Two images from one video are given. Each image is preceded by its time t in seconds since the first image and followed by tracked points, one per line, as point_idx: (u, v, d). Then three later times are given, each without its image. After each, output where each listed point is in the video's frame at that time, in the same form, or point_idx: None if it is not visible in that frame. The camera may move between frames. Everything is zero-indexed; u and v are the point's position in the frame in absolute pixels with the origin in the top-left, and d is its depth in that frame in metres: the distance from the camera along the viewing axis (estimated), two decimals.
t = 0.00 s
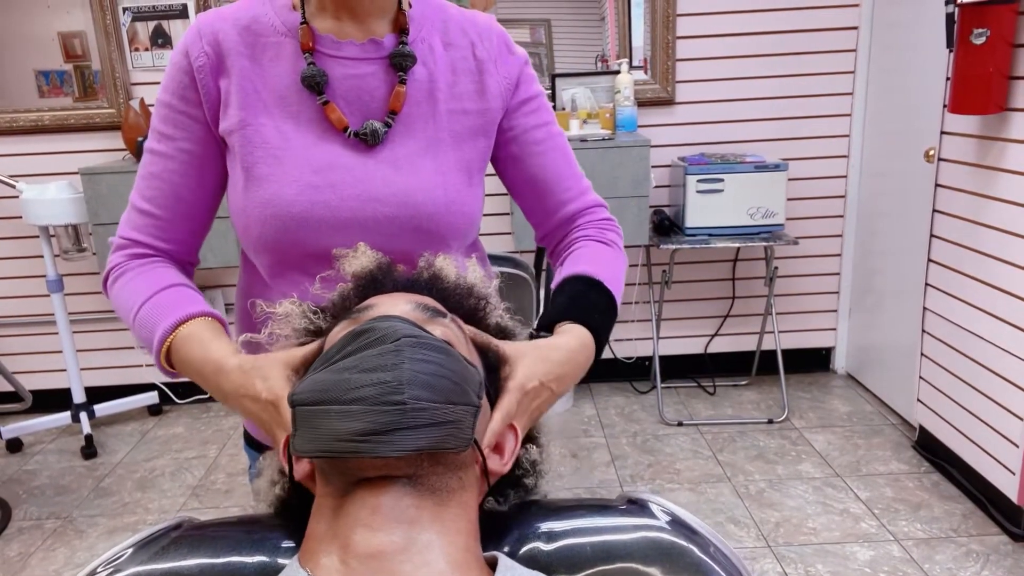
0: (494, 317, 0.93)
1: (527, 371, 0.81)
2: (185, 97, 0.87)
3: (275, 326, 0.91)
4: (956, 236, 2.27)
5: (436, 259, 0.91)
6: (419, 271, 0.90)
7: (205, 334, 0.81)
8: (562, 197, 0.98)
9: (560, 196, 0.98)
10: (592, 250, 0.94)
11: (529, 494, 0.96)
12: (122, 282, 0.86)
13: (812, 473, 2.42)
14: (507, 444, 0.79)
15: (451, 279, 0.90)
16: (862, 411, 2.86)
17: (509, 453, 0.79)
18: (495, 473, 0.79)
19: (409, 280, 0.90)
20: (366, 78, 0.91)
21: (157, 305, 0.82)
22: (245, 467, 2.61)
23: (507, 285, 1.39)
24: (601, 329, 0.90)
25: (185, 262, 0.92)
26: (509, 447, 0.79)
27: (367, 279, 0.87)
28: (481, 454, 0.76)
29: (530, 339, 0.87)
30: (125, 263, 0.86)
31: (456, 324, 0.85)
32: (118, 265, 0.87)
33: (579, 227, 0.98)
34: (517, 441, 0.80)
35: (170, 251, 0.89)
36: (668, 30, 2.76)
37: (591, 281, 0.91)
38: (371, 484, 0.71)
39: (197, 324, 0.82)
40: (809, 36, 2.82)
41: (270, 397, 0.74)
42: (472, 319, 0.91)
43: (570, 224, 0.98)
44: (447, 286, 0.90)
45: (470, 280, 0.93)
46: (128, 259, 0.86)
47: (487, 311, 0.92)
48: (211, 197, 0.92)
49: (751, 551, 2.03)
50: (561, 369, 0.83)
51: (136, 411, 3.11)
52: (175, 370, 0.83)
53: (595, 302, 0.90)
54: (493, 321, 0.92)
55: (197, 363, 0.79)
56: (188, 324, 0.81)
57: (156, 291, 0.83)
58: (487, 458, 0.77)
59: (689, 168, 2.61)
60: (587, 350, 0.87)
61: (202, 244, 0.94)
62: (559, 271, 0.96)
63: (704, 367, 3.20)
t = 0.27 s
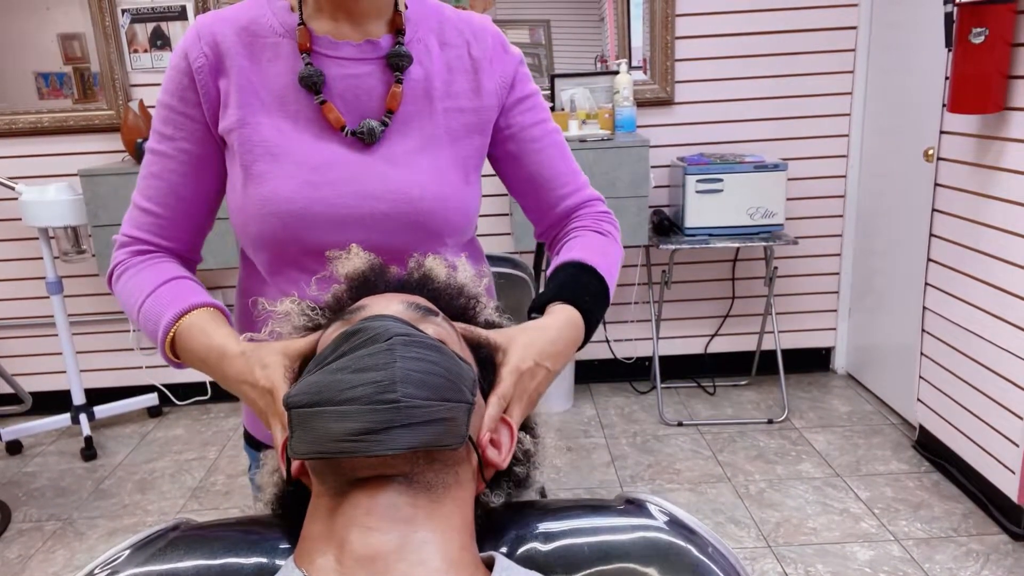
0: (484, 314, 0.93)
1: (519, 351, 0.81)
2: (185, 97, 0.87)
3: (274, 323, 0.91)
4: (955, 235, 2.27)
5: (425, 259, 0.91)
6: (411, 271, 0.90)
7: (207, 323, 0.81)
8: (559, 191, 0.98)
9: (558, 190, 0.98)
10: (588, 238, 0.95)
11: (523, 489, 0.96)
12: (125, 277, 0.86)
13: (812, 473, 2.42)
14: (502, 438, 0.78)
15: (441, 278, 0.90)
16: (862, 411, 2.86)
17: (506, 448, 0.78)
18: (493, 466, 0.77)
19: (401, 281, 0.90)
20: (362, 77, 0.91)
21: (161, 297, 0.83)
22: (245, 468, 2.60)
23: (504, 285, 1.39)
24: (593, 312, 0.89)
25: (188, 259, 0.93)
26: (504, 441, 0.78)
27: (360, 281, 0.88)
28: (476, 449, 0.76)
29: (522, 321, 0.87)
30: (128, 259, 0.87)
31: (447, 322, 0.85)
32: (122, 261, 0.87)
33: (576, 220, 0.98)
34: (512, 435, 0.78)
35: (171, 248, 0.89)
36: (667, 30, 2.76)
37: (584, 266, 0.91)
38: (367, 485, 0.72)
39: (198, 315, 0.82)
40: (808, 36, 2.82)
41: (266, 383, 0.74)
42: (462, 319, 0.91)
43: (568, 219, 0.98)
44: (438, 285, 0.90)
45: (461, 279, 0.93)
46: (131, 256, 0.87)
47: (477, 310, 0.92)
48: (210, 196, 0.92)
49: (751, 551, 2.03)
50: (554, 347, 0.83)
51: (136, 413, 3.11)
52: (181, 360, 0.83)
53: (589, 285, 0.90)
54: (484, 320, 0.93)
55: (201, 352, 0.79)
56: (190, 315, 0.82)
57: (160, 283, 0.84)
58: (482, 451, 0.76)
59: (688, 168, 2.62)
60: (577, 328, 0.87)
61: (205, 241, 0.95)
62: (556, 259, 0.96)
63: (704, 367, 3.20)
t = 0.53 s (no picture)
0: (482, 313, 0.94)
1: (518, 339, 0.82)
2: (185, 100, 0.87)
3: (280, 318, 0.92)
4: (955, 235, 2.27)
5: (424, 259, 0.91)
6: (409, 271, 0.91)
7: (210, 313, 0.82)
8: (560, 189, 0.98)
9: (559, 188, 0.98)
10: (589, 232, 0.95)
11: (522, 483, 0.96)
12: (127, 276, 0.86)
13: (812, 473, 2.42)
14: (501, 438, 0.79)
15: (441, 278, 0.91)
16: (863, 411, 2.86)
17: (505, 448, 0.79)
18: (493, 466, 0.79)
19: (401, 282, 0.91)
20: (361, 80, 0.91)
21: (166, 290, 0.83)
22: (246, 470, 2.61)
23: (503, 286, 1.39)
24: (591, 301, 0.90)
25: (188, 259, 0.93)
26: (504, 441, 0.79)
27: (361, 282, 0.88)
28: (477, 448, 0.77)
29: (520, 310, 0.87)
30: (129, 259, 0.87)
31: (448, 323, 0.85)
32: (123, 261, 0.87)
33: (578, 216, 0.98)
34: (510, 435, 0.80)
35: (171, 248, 0.90)
36: (667, 30, 2.76)
37: (583, 259, 0.91)
38: (369, 486, 0.72)
39: (202, 306, 0.83)
40: (807, 36, 2.83)
41: (271, 372, 0.76)
42: (461, 319, 0.92)
43: (569, 215, 0.99)
44: (437, 286, 0.91)
45: (460, 279, 0.93)
46: (132, 255, 0.87)
47: (475, 310, 0.93)
48: (210, 197, 0.92)
49: (752, 551, 2.04)
50: (552, 334, 0.84)
51: (137, 414, 3.11)
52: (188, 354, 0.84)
53: (587, 276, 0.91)
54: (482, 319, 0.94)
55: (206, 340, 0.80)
56: (195, 305, 0.82)
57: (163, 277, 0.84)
58: (484, 451, 0.77)
59: (688, 168, 2.62)
60: (574, 316, 0.88)
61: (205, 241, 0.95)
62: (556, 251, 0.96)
63: (704, 367, 3.20)
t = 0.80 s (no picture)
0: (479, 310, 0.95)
1: (515, 323, 0.81)
2: (179, 101, 0.87)
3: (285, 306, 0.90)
4: (955, 235, 2.27)
5: (424, 259, 0.92)
6: (409, 273, 0.92)
7: (203, 300, 0.82)
8: (566, 183, 0.99)
9: (565, 182, 0.99)
10: (594, 221, 0.95)
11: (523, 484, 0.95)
12: (114, 269, 0.87)
13: (813, 473, 2.42)
14: (499, 439, 0.81)
15: (441, 279, 0.92)
16: (863, 411, 2.86)
17: (501, 447, 0.81)
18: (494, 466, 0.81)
19: (401, 283, 0.91)
20: (360, 81, 0.91)
21: (156, 280, 0.84)
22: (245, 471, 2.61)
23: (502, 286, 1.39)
24: (586, 287, 0.89)
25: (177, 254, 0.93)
26: (501, 442, 0.81)
27: (361, 281, 0.89)
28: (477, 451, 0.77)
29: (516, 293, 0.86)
30: (116, 253, 0.88)
31: (448, 323, 0.85)
32: (110, 257, 0.88)
33: (586, 207, 0.99)
34: (506, 436, 0.81)
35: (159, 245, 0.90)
36: (666, 31, 2.76)
37: (586, 245, 0.91)
38: (369, 488, 0.72)
39: (192, 294, 0.83)
40: (806, 36, 2.83)
41: (267, 352, 0.76)
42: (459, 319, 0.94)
43: (577, 208, 0.99)
44: (436, 287, 0.92)
45: (460, 280, 0.94)
46: (118, 250, 0.88)
47: (473, 310, 0.94)
48: (200, 194, 0.92)
49: (752, 551, 2.03)
50: (549, 315, 0.82)
51: (136, 416, 3.11)
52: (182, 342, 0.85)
53: (589, 261, 0.90)
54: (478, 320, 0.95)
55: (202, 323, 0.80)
56: (185, 293, 0.83)
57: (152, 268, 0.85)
58: (484, 450, 0.79)
59: (687, 168, 2.62)
60: (571, 297, 0.87)
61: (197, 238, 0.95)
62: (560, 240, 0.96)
63: (704, 368, 3.20)
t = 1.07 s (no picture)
0: (491, 321, 0.93)
1: (525, 374, 0.81)
2: (179, 107, 0.87)
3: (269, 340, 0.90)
4: (955, 235, 2.27)
5: (431, 263, 0.91)
6: (416, 275, 0.91)
7: (204, 347, 0.81)
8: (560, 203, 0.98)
9: (559, 202, 0.98)
10: (590, 256, 0.95)
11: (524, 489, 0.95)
12: (118, 296, 0.86)
13: (813, 473, 2.42)
14: (503, 452, 0.80)
15: (447, 283, 0.91)
16: (863, 411, 2.86)
17: (505, 461, 0.80)
18: (491, 479, 0.80)
19: (405, 283, 0.91)
20: (362, 85, 0.92)
21: (157, 320, 0.83)
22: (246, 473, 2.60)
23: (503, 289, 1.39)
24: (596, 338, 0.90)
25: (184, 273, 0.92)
26: (505, 455, 0.80)
27: (361, 284, 0.88)
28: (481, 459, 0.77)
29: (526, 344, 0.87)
30: (122, 275, 0.87)
31: (451, 326, 0.85)
32: (115, 278, 0.87)
33: (579, 234, 0.98)
34: (512, 448, 0.80)
35: (165, 264, 0.89)
36: (665, 31, 2.77)
37: (587, 288, 0.91)
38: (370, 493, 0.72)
39: (195, 337, 0.82)
40: (805, 36, 2.83)
41: (270, 406, 0.75)
42: (468, 324, 0.91)
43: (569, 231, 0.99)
44: (443, 289, 0.90)
45: (468, 284, 0.93)
46: (125, 271, 0.87)
47: (484, 317, 0.92)
48: (205, 207, 0.92)
49: (753, 552, 2.03)
50: (559, 375, 0.83)
51: (137, 418, 3.11)
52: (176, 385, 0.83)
53: (592, 309, 0.90)
54: (491, 328, 0.92)
55: (199, 378, 0.79)
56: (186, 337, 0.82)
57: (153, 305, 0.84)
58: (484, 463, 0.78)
59: (687, 169, 2.62)
60: (583, 357, 0.87)
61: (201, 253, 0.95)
62: (557, 276, 0.96)
63: (704, 368, 3.20)
